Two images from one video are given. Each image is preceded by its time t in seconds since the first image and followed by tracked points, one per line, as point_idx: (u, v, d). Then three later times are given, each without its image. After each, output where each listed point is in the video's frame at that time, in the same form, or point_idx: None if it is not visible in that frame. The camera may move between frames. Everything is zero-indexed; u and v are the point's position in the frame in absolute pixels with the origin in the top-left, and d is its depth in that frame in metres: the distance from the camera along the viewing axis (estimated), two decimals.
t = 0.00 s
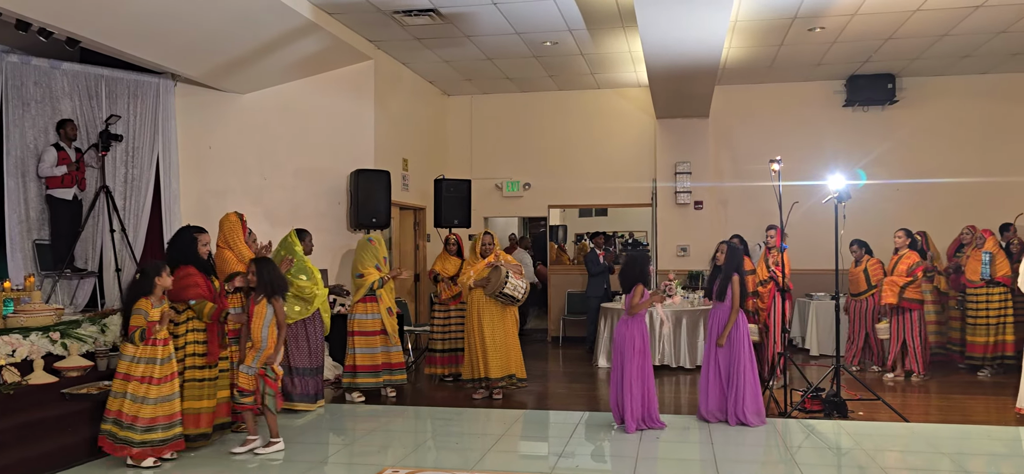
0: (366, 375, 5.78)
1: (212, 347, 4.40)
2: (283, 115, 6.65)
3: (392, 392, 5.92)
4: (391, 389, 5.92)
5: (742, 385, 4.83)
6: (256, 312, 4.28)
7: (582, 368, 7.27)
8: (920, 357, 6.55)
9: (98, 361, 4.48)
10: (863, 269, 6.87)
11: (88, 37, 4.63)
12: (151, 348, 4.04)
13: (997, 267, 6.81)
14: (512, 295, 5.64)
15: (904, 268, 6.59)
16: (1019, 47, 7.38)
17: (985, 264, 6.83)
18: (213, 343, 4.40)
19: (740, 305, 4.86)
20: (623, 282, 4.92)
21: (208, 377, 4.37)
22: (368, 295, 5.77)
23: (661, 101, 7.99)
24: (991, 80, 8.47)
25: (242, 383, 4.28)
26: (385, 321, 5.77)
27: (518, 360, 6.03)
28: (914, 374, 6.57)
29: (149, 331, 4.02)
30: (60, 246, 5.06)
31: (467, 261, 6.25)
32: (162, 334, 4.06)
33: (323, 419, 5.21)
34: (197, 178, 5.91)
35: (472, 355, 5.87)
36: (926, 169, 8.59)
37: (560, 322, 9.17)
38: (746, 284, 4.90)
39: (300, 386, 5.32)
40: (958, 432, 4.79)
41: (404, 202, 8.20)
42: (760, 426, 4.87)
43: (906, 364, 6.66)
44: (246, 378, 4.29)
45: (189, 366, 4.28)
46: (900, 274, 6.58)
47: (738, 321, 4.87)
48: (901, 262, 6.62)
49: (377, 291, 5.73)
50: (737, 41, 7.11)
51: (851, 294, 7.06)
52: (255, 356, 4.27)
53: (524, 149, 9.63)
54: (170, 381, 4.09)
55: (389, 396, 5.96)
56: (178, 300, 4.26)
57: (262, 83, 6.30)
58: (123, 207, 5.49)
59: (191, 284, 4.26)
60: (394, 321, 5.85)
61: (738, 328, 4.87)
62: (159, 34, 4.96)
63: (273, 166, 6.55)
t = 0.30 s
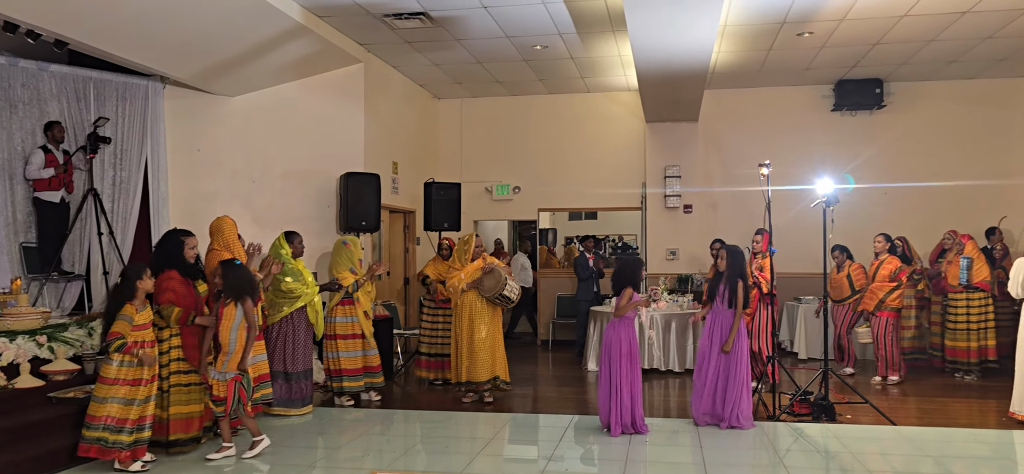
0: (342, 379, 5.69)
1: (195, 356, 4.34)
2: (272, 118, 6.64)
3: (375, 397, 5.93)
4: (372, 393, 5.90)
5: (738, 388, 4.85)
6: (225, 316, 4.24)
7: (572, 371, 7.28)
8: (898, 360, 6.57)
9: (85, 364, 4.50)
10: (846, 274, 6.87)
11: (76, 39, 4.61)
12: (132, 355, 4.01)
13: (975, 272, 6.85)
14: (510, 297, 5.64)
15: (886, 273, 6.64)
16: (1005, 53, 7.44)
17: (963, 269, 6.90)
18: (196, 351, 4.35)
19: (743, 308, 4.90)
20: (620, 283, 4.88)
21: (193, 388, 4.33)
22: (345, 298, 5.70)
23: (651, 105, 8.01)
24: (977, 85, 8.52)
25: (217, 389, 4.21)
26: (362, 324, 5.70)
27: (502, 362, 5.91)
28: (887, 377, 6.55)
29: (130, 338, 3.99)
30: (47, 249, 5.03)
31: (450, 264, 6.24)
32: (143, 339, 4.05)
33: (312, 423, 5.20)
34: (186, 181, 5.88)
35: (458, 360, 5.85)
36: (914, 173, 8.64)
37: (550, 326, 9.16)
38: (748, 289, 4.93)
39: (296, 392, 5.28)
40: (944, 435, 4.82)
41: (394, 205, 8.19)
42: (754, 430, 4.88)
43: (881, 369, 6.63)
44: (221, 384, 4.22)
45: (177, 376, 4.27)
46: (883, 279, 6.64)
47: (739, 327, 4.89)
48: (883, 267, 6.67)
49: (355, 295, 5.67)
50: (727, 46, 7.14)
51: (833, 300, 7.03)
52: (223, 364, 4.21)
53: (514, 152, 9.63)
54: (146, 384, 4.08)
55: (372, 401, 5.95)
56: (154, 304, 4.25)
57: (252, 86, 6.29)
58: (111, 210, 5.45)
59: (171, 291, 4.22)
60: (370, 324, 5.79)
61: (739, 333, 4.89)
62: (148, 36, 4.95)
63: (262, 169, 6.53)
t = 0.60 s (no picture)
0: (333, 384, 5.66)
1: (168, 358, 4.25)
2: (265, 121, 6.63)
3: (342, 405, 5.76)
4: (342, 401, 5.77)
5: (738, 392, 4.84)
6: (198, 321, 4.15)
7: (564, 376, 7.28)
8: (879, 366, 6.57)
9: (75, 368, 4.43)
10: (831, 277, 6.93)
11: (68, 40, 4.59)
12: (116, 355, 3.97)
13: (955, 276, 6.92)
14: (509, 300, 5.74)
15: (874, 276, 6.73)
16: (995, 59, 7.49)
17: (942, 273, 6.96)
18: (169, 354, 4.25)
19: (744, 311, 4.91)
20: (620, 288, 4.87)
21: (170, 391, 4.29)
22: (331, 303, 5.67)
23: (645, 110, 8.03)
24: (967, 91, 8.57)
25: (193, 391, 4.17)
26: (346, 328, 5.69)
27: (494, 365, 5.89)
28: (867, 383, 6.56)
29: (115, 335, 3.96)
30: (37, 252, 5.01)
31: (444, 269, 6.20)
32: (127, 338, 4.03)
33: (304, 428, 5.17)
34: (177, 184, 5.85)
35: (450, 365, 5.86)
36: (905, 178, 8.68)
37: (543, 330, 9.15)
38: (749, 292, 4.93)
39: (280, 393, 5.25)
40: (935, 440, 4.83)
41: (387, 209, 8.19)
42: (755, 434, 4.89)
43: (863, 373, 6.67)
44: (199, 385, 4.18)
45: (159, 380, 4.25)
46: (873, 283, 6.69)
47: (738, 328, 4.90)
48: (872, 270, 6.77)
49: (341, 300, 5.65)
50: (719, 51, 7.16)
51: (820, 304, 7.04)
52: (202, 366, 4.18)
53: (508, 156, 9.64)
54: (123, 383, 4.04)
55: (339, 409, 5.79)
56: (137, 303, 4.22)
57: (245, 89, 6.28)
58: (102, 212, 5.42)
59: (149, 293, 4.20)
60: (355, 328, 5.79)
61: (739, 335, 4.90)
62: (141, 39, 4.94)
63: (255, 172, 6.52)
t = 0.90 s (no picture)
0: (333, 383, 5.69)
1: (150, 361, 4.18)
2: (263, 122, 6.63)
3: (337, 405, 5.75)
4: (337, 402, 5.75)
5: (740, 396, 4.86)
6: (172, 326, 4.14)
7: (561, 378, 7.29)
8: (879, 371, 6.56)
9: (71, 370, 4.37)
10: (822, 282, 6.79)
11: (66, 42, 4.60)
12: (109, 359, 3.96)
13: (947, 280, 6.91)
14: (508, 301, 5.75)
15: (868, 281, 6.60)
16: (991, 63, 7.52)
17: (935, 277, 6.97)
18: (151, 355, 4.18)
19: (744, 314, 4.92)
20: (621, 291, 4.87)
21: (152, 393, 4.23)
22: (328, 303, 5.67)
23: (642, 112, 8.04)
24: (963, 96, 8.61)
25: (162, 396, 4.12)
26: (343, 329, 5.66)
27: (490, 366, 5.88)
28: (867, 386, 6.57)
29: (107, 339, 3.94)
30: (33, 252, 4.99)
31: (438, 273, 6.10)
32: (117, 341, 4.01)
33: (301, 429, 5.17)
34: (175, 185, 5.85)
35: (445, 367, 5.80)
36: (901, 182, 8.71)
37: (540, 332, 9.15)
38: (747, 294, 4.93)
39: (286, 396, 5.28)
40: (930, 443, 4.84)
41: (385, 210, 8.19)
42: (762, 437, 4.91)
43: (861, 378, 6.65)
44: (171, 391, 4.14)
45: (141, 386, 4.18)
46: (866, 288, 6.59)
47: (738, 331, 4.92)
48: (865, 275, 6.63)
49: (338, 300, 5.66)
50: (716, 54, 7.17)
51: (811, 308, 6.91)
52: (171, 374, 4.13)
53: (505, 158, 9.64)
54: (115, 383, 4.03)
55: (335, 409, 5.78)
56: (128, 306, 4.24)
57: (243, 90, 6.28)
58: (99, 213, 5.41)
59: (136, 295, 4.21)
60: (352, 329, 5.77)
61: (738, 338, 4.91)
62: (139, 40, 4.93)
63: (252, 173, 6.51)
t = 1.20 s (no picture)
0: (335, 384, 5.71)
1: (139, 358, 4.17)
2: (263, 123, 6.62)
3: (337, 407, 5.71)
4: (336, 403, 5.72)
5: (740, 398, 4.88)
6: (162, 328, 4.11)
7: (561, 380, 7.28)
8: (878, 372, 6.53)
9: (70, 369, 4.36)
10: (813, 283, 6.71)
11: (67, 42, 4.59)
12: (98, 357, 3.90)
13: (943, 284, 6.90)
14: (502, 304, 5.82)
15: (861, 283, 6.51)
16: (991, 67, 7.53)
17: (931, 281, 6.90)
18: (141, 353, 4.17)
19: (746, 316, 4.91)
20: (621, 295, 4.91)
21: (141, 393, 4.22)
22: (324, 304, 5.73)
23: (642, 115, 8.05)
24: (962, 99, 8.63)
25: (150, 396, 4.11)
26: (339, 330, 5.71)
27: (484, 369, 5.79)
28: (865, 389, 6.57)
29: (95, 338, 3.90)
30: (33, 253, 4.98)
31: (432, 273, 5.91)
32: (107, 340, 3.97)
33: (301, 430, 5.18)
34: (175, 186, 5.84)
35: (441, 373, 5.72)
36: (900, 185, 8.72)
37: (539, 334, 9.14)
38: (746, 295, 4.92)
39: (286, 399, 5.28)
40: (930, 446, 4.85)
41: (384, 212, 8.19)
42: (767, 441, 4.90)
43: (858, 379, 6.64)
44: (157, 391, 4.12)
45: (129, 386, 4.17)
46: (859, 289, 6.49)
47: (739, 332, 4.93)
48: (858, 277, 6.53)
49: (334, 302, 5.72)
50: (716, 57, 7.19)
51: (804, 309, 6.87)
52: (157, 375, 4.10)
53: (503, 161, 9.66)
54: (110, 379, 4.01)
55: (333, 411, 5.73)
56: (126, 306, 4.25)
57: (243, 91, 6.28)
58: (99, 214, 5.41)
59: (133, 294, 4.21)
60: (349, 330, 5.83)
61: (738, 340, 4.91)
62: (139, 41, 4.93)
63: (252, 174, 6.51)
